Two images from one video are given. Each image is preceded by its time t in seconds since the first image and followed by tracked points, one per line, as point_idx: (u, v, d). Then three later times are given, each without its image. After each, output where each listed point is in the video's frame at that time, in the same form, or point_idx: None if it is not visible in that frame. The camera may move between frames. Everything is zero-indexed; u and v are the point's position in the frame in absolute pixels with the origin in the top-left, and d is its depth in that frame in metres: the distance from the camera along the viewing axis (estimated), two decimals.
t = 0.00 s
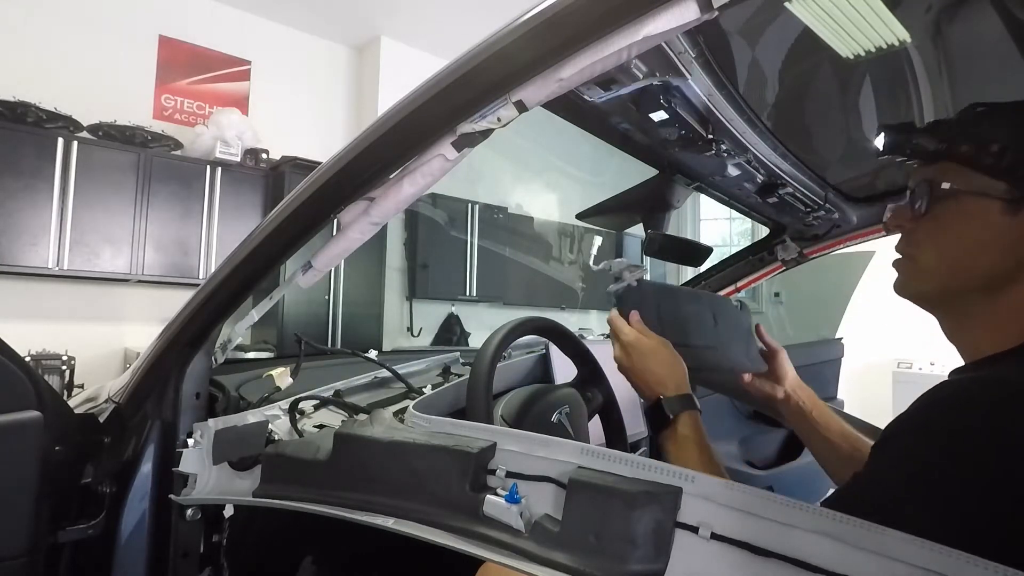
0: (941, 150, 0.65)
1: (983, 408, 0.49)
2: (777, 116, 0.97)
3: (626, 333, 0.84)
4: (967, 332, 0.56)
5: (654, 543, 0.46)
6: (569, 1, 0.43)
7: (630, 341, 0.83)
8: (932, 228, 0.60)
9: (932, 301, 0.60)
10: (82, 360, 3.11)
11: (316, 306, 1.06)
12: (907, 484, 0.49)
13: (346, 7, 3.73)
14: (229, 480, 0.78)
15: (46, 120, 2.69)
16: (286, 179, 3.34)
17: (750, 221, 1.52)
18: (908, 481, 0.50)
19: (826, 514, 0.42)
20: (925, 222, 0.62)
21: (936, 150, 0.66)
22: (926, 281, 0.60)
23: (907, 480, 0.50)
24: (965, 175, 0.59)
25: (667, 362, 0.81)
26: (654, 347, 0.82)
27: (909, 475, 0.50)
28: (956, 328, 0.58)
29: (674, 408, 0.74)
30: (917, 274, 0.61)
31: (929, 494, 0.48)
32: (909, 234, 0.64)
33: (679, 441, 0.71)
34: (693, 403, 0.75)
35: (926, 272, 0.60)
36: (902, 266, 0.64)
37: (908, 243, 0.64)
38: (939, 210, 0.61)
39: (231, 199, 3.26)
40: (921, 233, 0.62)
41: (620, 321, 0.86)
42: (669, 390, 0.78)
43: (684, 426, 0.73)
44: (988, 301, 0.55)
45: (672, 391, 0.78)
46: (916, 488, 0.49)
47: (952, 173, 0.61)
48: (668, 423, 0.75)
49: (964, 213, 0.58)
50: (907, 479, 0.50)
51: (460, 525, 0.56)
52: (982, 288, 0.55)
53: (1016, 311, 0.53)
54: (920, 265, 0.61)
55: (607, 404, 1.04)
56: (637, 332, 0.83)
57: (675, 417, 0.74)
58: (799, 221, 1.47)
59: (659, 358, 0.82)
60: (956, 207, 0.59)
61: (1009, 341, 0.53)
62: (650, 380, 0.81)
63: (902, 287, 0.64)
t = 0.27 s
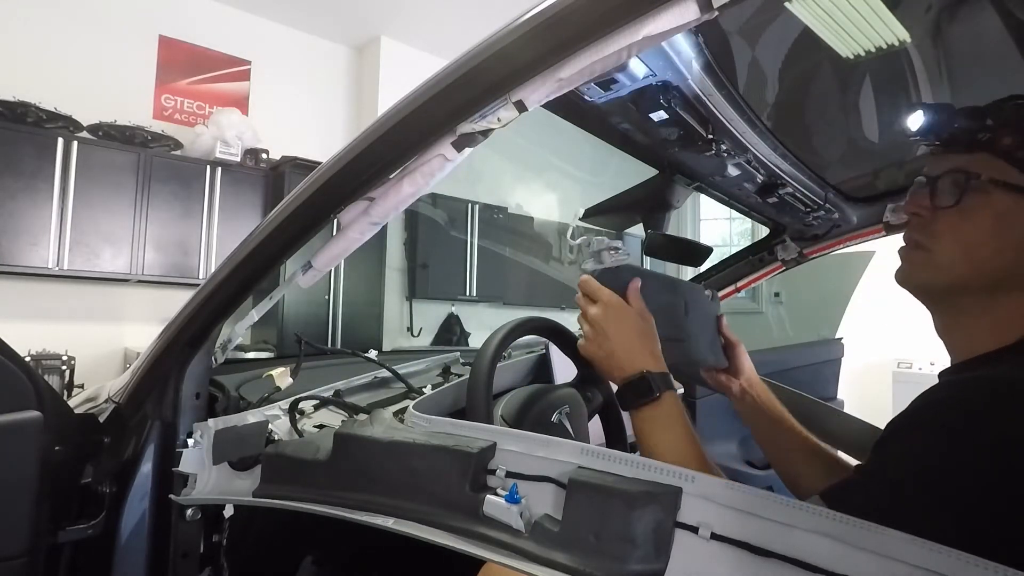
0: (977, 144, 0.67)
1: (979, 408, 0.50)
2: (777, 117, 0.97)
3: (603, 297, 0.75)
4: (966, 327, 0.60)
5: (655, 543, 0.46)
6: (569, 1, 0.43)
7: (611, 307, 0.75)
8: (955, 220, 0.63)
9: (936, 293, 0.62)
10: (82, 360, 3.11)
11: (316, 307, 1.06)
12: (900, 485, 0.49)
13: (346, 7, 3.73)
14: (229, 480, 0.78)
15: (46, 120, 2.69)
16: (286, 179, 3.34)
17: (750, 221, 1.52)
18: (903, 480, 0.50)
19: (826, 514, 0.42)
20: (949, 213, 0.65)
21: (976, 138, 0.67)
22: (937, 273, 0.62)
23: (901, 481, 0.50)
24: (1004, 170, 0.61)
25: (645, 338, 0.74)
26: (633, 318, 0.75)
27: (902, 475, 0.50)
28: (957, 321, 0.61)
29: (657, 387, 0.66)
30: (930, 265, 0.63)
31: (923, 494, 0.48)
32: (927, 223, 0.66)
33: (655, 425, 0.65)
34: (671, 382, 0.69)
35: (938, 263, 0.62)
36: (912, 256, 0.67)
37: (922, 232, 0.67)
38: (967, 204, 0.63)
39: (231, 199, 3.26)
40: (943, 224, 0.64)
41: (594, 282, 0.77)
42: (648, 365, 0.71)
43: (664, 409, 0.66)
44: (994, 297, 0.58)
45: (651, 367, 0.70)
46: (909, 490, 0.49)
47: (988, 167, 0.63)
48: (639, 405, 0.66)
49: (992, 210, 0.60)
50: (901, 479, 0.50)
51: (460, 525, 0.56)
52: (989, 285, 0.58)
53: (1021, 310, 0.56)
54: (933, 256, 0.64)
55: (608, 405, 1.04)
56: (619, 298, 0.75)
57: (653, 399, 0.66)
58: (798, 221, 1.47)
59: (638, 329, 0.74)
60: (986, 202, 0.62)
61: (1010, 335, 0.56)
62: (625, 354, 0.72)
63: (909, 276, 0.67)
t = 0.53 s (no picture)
0: (972, 146, 0.66)
1: (980, 409, 0.49)
2: (777, 117, 0.97)
3: (600, 304, 0.74)
4: (968, 327, 0.60)
5: (655, 543, 0.46)
6: (569, 1, 0.43)
7: (609, 311, 0.74)
8: (953, 224, 0.62)
9: (939, 295, 0.62)
10: (82, 360, 3.11)
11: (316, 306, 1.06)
12: (897, 485, 0.49)
13: (346, 7, 3.73)
14: (229, 480, 0.78)
15: (46, 120, 2.69)
16: (286, 179, 3.34)
17: (751, 221, 1.50)
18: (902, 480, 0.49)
19: (826, 514, 0.42)
20: (946, 215, 0.64)
21: (970, 142, 0.67)
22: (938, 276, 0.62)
23: (898, 481, 0.49)
24: (1006, 174, 0.61)
25: (646, 339, 0.74)
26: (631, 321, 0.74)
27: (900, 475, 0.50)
28: (958, 321, 0.61)
29: (655, 388, 0.68)
30: (931, 268, 0.63)
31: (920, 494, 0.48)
32: (925, 226, 0.66)
33: (656, 427, 0.66)
34: (671, 384, 0.70)
35: (939, 267, 0.62)
36: (912, 258, 0.66)
37: (921, 234, 0.66)
38: (966, 207, 0.63)
39: (232, 199, 3.26)
40: (941, 227, 0.63)
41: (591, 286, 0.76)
42: (648, 367, 0.71)
43: (664, 410, 0.67)
44: (995, 298, 0.58)
45: (652, 369, 0.71)
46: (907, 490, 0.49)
47: (987, 170, 0.63)
48: (639, 406, 0.68)
49: (991, 213, 0.60)
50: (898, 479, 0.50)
51: (459, 525, 0.56)
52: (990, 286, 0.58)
53: None
54: (932, 259, 0.63)
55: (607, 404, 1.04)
56: (615, 304, 0.74)
57: (653, 400, 0.67)
58: (799, 221, 1.48)
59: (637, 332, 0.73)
60: (985, 205, 0.61)
61: (1011, 335, 0.56)
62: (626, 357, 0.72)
63: (910, 279, 0.66)
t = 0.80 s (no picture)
0: (968, 145, 0.66)
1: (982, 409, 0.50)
2: (777, 117, 0.97)
3: (603, 292, 0.75)
4: (969, 326, 0.61)
5: (655, 543, 0.46)
6: (569, 1, 0.43)
7: (610, 299, 0.75)
8: (947, 224, 0.62)
9: (939, 295, 0.62)
10: (82, 360, 3.11)
11: (316, 306, 1.06)
12: (896, 485, 0.49)
13: (346, 7, 3.73)
14: (229, 480, 0.78)
15: (46, 120, 2.69)
16: (286, 179, 3.34)
17: (751, 221, 1.51)
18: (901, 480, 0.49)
19: (825, 514, 0.42)
20: (941, 216, 0.64)
21: (963, 142, 0.67)
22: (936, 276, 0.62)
23: (897, 481, 0.50)
24: (994, 172, 0.61)
25: (645, 330, 0.74)
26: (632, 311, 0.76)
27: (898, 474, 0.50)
28: (960, 321, 0.62)
29: (655, 376, 0.67)
30: (928, 269, 0.63)
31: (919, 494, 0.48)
32: (922, 227, 0.66)
33: (655, 415, 0.65)
34: (670, 374, 0.69)
35: (935, 268, 0.62)
36: (909, 259, 0.67)
37: (918, 235, 0.66)
38: (959, 206, 0.63)
39: (232, 199, 3.26)
40: (936, 227, 0.63)
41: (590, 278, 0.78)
42: (649, 356, 0.71)
43: (662, 399, 0.66)
44: (991, 299, 0.58)
45: (652, 359, 0.71)
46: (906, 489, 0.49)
47: (977, 170, 0.63)
48: (637, 394, 0.67)
49: (984, 212, 0.60)
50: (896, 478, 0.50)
51: (459, 525, 0.56)
52: (988, 287, 0.58)
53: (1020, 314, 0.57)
54: (929, 260, 0.63)
55: (607, 405, 1.04)
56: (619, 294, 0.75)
57: (653, 388, 0.66)
58: (799, 221, 1.47)
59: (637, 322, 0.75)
60: (977, 205, 0.61)
61: (1011, 336, 0.57)
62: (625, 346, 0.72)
63: (909, 280, 0.66)
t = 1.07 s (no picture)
0: (975, 145, 0.67)
1: (983, 410, 0.49)
2: (777, 117, 0.97)
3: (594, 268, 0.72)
4: (968, 327, 0.61)
5: (655, 543, 0.46)
6: (569, 1, 0.43)
7: (601, 267, 0.72)
8: (953, 224, 0.63)
9: (940, 294, 0.63)
10: (82, 360, 3.11)
11: (316, 306, 1.06)
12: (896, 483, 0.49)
13: (346, 7, 3.73)
14: (229, 480, 0.78)
15: (46, 120, 2.69)
16: (286, 179, 3.34)
17: (751, 221, 1.51)
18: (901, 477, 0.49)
19: (825, 514, 0.42)
20: (947, 216, 0.64)
21: (971, 140, 0.68)
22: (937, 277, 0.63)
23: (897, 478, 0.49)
24: (1000, 172, 0.61)
25: (639, 299, 0.72)
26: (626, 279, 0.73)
27: (899, 471, 0.49)
28: (959, 322, 0.62)
29: (648, 352, 0.67)
30: (930, 269, 0.64)
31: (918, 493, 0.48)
32: (926, 226, 0.66)
33: (647, 392, 0.66)
34: (663, 347, 0.69)
35: (937, 268, 0.63)
36: (912, 258, 0.67)
37: (923, 234, 0.67)
38: (964, 207, 0.63)
39: (232, 199, 3.26)
40: (942, 227, 0.64)
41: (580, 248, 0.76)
42: (641, 329, 0.70)
43: (655, 375, 0.67)
44: (995, 300, 0.58)
45: (645, 331, 0.69)
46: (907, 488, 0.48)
47: (985, 170, 0.63)
48: (630, 369, 0.68)
49: (988, 213, 0.60)
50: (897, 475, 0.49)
51: (459, 525, 0.56)
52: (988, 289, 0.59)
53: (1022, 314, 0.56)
54: (932, 259, 0.64)
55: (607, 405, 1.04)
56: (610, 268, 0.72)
57: (645, 364, 0.67)
58: (799, 221, 1.47)
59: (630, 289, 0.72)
60: (984, 206, 0.61)
61: (1014, 335, 0.56)
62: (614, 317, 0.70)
63: (911, 279, 0.67)
